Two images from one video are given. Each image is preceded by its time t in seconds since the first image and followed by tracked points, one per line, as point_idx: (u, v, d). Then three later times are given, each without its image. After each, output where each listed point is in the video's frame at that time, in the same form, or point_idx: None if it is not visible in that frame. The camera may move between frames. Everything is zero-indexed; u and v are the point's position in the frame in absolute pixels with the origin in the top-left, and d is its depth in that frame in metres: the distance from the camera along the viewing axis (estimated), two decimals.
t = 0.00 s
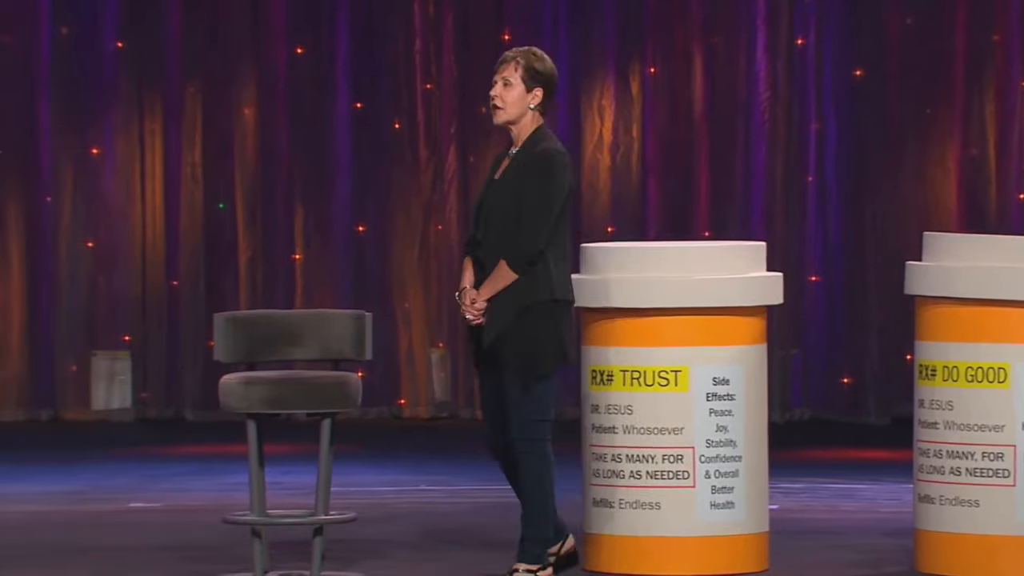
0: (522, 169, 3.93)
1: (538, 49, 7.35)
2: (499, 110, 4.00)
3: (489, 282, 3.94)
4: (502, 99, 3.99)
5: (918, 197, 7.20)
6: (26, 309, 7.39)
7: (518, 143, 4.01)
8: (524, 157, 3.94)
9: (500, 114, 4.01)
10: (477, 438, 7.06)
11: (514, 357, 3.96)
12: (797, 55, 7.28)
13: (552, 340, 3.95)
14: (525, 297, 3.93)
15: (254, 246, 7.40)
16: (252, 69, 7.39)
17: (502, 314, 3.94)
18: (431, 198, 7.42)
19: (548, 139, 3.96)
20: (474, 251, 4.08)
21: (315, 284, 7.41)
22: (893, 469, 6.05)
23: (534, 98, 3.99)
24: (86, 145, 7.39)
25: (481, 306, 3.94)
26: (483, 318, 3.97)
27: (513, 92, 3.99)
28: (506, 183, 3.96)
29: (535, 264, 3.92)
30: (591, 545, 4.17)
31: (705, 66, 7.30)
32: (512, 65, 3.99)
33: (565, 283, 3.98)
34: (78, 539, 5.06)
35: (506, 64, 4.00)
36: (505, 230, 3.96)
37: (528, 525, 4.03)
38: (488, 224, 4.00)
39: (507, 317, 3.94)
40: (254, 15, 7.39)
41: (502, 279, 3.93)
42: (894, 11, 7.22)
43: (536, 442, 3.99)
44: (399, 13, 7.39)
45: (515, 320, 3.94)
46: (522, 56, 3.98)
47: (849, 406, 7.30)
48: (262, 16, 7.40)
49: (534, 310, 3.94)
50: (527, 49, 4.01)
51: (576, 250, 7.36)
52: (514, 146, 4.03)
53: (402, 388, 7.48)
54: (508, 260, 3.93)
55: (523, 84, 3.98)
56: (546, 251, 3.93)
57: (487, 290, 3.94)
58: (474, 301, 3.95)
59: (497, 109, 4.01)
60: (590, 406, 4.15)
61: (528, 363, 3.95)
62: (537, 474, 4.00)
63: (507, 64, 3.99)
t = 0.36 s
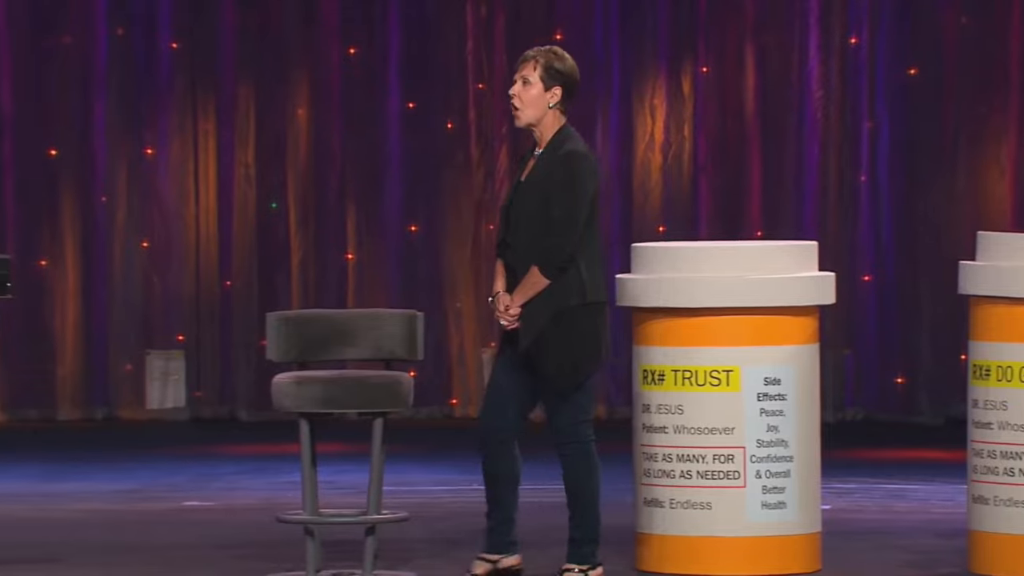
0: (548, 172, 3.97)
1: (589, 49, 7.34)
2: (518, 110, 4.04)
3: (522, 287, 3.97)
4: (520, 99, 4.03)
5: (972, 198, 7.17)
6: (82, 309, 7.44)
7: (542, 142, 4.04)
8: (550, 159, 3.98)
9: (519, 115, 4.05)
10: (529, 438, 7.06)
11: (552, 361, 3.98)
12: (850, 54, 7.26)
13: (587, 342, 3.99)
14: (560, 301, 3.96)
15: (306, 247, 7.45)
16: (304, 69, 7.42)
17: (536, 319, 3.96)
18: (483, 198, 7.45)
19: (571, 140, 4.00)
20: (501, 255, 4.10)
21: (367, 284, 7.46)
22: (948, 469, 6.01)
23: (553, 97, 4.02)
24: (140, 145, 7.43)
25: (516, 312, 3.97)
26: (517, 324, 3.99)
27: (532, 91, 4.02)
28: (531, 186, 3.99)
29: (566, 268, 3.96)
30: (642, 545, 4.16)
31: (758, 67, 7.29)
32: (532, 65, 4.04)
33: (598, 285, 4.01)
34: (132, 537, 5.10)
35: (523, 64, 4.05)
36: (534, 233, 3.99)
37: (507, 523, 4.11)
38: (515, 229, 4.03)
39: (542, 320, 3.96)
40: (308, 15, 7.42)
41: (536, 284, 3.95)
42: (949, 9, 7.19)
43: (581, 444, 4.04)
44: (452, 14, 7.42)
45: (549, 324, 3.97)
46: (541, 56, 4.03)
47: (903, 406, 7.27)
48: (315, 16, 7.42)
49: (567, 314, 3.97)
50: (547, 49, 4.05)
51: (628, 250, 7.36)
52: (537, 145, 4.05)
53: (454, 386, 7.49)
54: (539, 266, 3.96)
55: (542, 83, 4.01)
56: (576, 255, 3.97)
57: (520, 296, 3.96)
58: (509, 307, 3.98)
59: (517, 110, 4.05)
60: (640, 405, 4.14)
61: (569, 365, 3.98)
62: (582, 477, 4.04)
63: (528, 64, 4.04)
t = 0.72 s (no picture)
0: (531, 173, 3.90)
1: (638, 49, 7.33)
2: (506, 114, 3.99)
3: (507, 291, 3.90)
4: (509, 103, 3.97)
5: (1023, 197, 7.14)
6: (133, 309, 7.50)
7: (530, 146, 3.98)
8: (534, 160, 3.91)
9: (509, 118, 3.99)
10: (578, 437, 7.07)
11: (543, 364, 3.90)
12: (900, 53, 7.23)
13: (577, 344, 3.90)
14: (547, 303, 3.88)
15: (355, 247, 7.48)
16: (353, 69, 7.44)
17: (522, 321, 3.90)
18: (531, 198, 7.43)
19: (559, 142, 3.92)
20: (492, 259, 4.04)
21: (416, 283, 7.50)
22: (1000, 469, 5.97)
23: (542, 101, 3.96)
24: (190, 145, 7.47)
25: (501, 314, 3.91)
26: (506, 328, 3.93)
27: (521, 94, 3.96)
28: (515, 188, 3.92)
29: (551, 270, 3.88)
30: (691, 545, 4.16)
31: (807, 66, 7.27)
32: (521, 69, 3.97)
33: (585, 287, 3.92)
34: (183, 536, 5.14)
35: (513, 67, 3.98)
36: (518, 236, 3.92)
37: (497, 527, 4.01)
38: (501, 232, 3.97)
39: (530, 323, 3.89)
40: (356, 16, 7.44)
41: (521, 287, 3.88)
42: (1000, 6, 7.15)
43: (593, 442, 3.97)
44: (500, 14, 7.41)
45: (537, 327, 3.89)
46: (531, 59, 3.97)
47: (953, 406, 7.23)
48: (364, 17, 7.44)
49: (554, 316, 3.89)
50: (537, 52, 3.98)
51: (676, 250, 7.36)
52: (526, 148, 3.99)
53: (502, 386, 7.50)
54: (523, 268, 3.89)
55: (531, 87, 3.95)
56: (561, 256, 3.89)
57: (506, 299, 3.90)
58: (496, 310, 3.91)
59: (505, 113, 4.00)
60: (689, 406, 4.13)
61: (564, 368, 3.90)
62: (601, 477, 3.98)
63: (517, 68, 3.98)
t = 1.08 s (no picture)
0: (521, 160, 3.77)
1: (696, 49, 7.32)
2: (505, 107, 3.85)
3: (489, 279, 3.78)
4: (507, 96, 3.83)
5: None
6: (193, 308, 7.57)
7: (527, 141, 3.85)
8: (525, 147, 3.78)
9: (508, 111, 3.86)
10: (636, 436, 7.06)
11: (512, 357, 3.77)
12: (960, 50, 7.18)
13: (553, 336, 3.76)
14: (525, 293, 3.76)
15: (412, 248, 7.51)
16: (411, 68, 7.47)
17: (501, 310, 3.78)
18: (588, 198, 7.36)
19: (554, 134, 3.78)
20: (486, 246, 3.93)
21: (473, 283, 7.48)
22: None
23: (542, 96, 3.81)
24: (250, 145, 7.53)
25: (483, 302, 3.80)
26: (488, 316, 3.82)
27: (521, 89, 3.82)
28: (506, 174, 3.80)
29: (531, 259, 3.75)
30: (748, 546, 4.15)
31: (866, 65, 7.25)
32: (522, 63, 3.83)
33: (568, 280, 3.78)
34: (241, 535, 5.17)
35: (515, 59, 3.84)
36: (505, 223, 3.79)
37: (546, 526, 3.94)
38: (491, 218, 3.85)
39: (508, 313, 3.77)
40: (415, 16, 7.48)
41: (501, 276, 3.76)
42: None
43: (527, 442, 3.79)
44: (558, 13, 7.40)
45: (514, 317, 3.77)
46: (533, 54, 3.82)
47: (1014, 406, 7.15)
48: (423, 18, 7.47)
49: (531, 307, 3.75)
50: (539, 46, 3.83)
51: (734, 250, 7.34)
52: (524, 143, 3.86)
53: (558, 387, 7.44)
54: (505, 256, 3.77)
55: (531, 82, 3.81)
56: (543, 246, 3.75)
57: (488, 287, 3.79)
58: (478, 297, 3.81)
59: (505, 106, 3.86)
60: (745, 406, 4.12)
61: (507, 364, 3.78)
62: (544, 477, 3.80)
63: (517, 62, 3.83)
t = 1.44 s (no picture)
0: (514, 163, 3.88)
1: (752, 48, 7.30)
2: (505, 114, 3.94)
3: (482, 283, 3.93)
4: (507, 103, 3.92)
5: None
6: (251, 308, 7.61)
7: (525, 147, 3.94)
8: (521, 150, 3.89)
9: (508, 118, 3.94)
10: (693, 436, 7.05)
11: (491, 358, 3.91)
12: (1020, 48, 7.18)
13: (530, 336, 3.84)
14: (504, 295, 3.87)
15: (469, 249, 7.52)
16: (468, 68, 7.49)
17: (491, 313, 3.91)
18: (645, 197, 7.36)
19: (545, 138, 3.86)
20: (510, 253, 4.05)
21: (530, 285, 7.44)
22: None
23: (541, 105, 3.90)
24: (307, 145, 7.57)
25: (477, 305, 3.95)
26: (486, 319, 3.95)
27: (520, 97, 3.91)
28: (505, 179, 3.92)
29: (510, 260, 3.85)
30: (806, 545, 4.13)
31: (924, 63, 7.22)
32: (521, 70, 3.91)
33: (549, 280, 3.84)
34: (299, 534, 5.19)
35: (513, 67, 3.93)
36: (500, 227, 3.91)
37: (592, 525, 3.93)
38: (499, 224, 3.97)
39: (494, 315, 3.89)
40: (472, 16, 7.50)
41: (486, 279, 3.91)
42: None
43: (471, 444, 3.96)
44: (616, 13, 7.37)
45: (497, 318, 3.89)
46: (531, 61, 3.90)
47: None
48: (480, 18, 7.49)
49: (511, 307, 3.86)
50: (538, 53, 3.92)
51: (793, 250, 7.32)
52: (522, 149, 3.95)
53: (615, 385, 7.44)
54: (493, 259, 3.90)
55: (529, 91, 3.89)
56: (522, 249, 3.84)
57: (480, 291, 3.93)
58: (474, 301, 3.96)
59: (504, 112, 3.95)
60: (803, 405, 4.10)
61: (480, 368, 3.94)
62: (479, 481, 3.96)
63: (517, 70, 3.92)
